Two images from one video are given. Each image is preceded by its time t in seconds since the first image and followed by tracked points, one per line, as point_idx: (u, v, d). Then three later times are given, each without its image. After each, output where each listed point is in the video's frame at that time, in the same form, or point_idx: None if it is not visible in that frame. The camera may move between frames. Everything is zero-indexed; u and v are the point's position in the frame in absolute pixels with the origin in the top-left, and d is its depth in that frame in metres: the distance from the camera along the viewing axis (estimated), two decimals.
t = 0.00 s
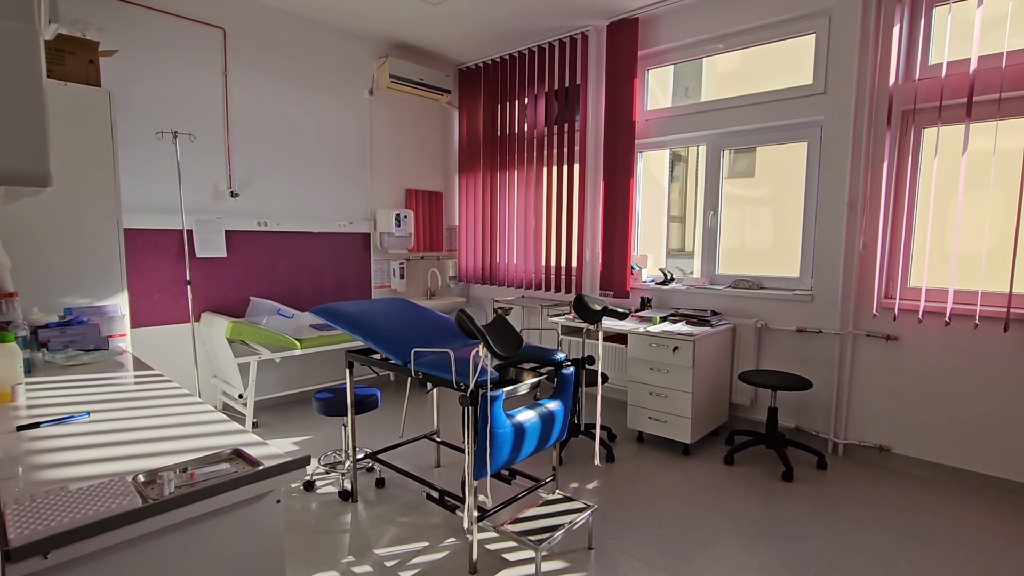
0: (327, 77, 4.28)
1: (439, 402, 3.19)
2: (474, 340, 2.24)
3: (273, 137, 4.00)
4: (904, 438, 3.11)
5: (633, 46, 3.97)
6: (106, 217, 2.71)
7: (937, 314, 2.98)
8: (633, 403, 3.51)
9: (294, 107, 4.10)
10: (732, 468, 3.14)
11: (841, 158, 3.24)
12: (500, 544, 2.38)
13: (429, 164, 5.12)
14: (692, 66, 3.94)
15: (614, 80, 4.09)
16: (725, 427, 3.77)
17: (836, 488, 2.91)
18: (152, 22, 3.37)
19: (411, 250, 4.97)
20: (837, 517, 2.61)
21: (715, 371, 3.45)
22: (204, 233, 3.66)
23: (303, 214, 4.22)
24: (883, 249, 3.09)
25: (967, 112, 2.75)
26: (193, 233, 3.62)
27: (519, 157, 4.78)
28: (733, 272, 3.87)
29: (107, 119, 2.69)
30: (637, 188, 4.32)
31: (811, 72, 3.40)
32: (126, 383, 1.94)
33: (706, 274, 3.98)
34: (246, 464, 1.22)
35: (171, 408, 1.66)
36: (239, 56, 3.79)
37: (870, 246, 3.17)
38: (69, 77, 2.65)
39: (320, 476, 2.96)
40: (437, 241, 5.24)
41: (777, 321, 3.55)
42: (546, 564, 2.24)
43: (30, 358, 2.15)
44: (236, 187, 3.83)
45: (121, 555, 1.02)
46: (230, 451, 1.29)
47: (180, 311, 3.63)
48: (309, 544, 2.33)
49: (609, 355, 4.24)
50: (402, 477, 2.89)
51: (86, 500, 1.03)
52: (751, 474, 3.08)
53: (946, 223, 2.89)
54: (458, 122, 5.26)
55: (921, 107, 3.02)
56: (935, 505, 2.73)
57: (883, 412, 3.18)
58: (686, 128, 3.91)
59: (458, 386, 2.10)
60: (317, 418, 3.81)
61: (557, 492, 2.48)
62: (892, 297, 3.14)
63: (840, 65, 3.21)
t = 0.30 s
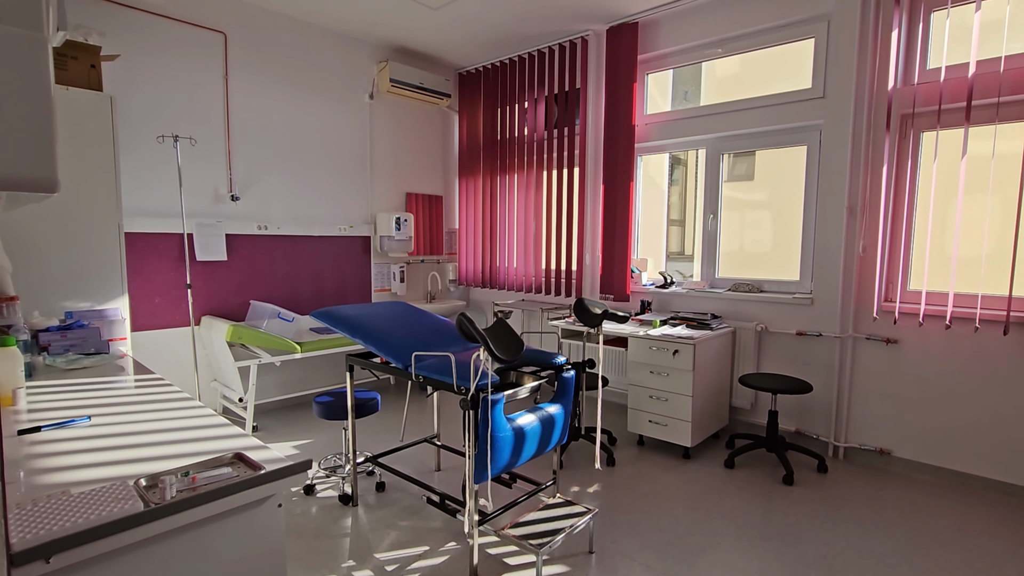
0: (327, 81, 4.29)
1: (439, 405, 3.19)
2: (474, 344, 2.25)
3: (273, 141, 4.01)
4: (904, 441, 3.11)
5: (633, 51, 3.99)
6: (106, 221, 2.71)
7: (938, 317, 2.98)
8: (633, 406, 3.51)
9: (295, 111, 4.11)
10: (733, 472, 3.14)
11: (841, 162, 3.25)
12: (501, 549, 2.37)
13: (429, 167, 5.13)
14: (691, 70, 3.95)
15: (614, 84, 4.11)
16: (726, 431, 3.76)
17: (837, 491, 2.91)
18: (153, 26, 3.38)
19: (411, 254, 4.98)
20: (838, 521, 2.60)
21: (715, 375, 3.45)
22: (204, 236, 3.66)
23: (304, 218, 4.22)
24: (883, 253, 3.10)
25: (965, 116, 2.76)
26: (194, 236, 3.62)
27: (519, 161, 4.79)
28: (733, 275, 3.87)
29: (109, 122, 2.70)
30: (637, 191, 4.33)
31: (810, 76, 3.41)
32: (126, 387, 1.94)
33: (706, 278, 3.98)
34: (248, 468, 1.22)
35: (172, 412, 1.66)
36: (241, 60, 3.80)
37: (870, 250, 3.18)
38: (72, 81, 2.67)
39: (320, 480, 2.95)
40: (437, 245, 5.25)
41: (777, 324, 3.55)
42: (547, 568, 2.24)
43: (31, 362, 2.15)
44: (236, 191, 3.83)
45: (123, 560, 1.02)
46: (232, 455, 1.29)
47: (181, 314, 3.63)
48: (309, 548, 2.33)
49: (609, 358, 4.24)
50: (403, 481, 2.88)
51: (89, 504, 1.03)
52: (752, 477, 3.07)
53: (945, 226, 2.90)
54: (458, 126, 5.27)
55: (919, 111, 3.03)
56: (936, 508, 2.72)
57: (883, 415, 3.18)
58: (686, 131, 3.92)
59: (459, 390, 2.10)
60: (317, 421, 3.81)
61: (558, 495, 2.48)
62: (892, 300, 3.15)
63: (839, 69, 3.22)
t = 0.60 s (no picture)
0: (327, 85, 4.30)
1: (439, 409, 3.18)
2: (474, 347, 2.24)
3: (273, 145, 4.01)
4: (904, 444, 3.11)
5: (632, 55, 4.00)
6: (105, 224, 2.71)
7: (937, 320, 2.99)
8: (632, 410, 3.51)
9: (295, 115, 4.11)
10: (733, 476, 3.14)
11: (840, 165, 3.26)
12: (500, 553, 2.37)
13: (429, 171, 5.14)
14: (690, 74, 3.96)
15: (613, 88, 4.12)
16: (726, 435, 3.76)
17: (837, 495, 2.90)
18: (153, 30, 3.39)
19: (411, 257, 4.98)
20: (838, 525, 2.60)
21: (715, 378, 3.45)
22: (204, 240, 3.67)
23: (304, 221, 4.23)
24: (882, 256, 3.10)
25: (963, 120, 2.77)
26: (194, 239, 3.63)
27: (519, 165, 4.80)
28: (732, 279, 3.88)
29: (109, 126, 2.71)
30: (636, 195, 4.34)
31: (808, 80, 3.42)
32: (125, 391, 1.94)
33: (706, 281, 3.99)
34: (247, 472, 1.22)
35: (171, 415, 1.66)
36: (241, 63, 3.81)
37: (869, 253, 3.18)
38: (73, 85, 2.68)
39: (319, 484, 2.95)
40: (436, 248, 5.25)
41: (776, 328, 3.56)
42: (547, 572, 2.23)
43: (30, 365, 2.15)
44: (236, 194, 3.83)
45: (121, 564, 1.01)
46: (232, 459, 1.28)
47: (180, 317, 3.63)
48: (308, 552, 2.32)
49: (609, 362, 4.23)
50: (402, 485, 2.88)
51: (88, 508, 1.03)
52: (751, 481, 3.07)
53: (944, 230, 2.90)
54: (458, 129, 5.28)
55: (918, 115, 3.04)
56: (936, 512, 2.72)
57: (883, 419, 3.17)
58: (685, 135, 3.93)
59: (459, 394, 2.10)
60: (316, 425, 3.80)
61: (557, 499, 2.47)
62: (892, 303, 3.15)
63: (837, 73, 3.23)
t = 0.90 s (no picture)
0: (327, 88, 4.31)
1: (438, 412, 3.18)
2: (474, 350, 2.24)
3: (273, 148, 4.02)
4: (903, 447, 3.11)
5: (630, 59, 4.02)
6: (104, 227, 2.71)
7: (935, 323, 3.00)
8: (632, 413, 3.51)
9: (294, 118, 4.12)
10: (732, 479, 3.13)
11: (838, 168, 3.27)
12: (500, 556, 2.36)
13: (428, 174, 5.15)
14: (689, 78, 3.98)
15: (612, 92, 4.13)
16: (725, 438, 3.76)
17: (835, 498, 2.90)
18: (153, 34, 3.39)
19: (410, 260, 4.98)
20: (837, 528, 2.60)
21: (714, 381, 3.45)
22: (203, 243, 3.67)
23: (303, 224, 4.23)
24: (880, 259, 3.11)
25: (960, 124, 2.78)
26: (193, 243, 3.63)
27: (518, 168, 4.82)
28: (731, 282, 3.88)
29: (109, 129, 2.71)
30: (635, 199, 4.34)
31: (806, 84, 3.44)
32: (123, 394, 1.93)
33: (705, 284, 3.99)
34: (247, 475, 1.22)
35: (170, 418, 1.66)
36: (241, 67, 3.82)
37: (867, 256, 3.19)
38: (74, 88, 2.69)
39: (318, 487, 2.94)
40: (436, 251, 5.25)
41: (775, 330, 3.56)
42: None
43: (28, 368, 2.14)
44: (235, 198, 3.84)
45: (122, 567, 1.01)
46: (231, 462, 1.28)
47: (179, 321, 3.62)
48: (307, 555, 2.32)
49: (608, 365, 4.23)
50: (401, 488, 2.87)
51: (87, 511, 1.03)
52: (750, 484, 3.07)
53: (941, 233, 2.91)
54: (457, 133, 5.30)
55: (915, 119, 3.05)
56: (935, 514, 2.72)
57: (882, 421, 3.18)
58: (684, 138, 3.94)
59: (458, 397, 2.10)
60: (315, 428, 3.79)
61: (556, 502, 2.47)
62: (891, 306, 3.16)
63: (835, 77, 3.24)
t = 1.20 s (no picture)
0: (325, 90, 4.32)
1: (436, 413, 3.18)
2: (472, 350, 2.25)
3: (272, 149, 4.03)
4: (901, 448, 3.12)
5: (628, 61, 4.04)
6: (103, 227, 2.71)
7: (932, 324, 3.01)
8: (630, 414, 3.51)
9: (293, 119, 4.13)
10: (730, 479, 3.14)
11: (835, 169, 3.28)
12: (498, 556, 2.36)
13: (426, 175, 5.15)
14: (686, 80, 3.99)
15: (610, 94, 4.15)
16: (723, 438, 3.76)
17: (833, 498, 2.91)
18: (151, 35, 3.40)
19: (408, 262, 4.98)
20: (835, 528, 2.60)
21: (712, 382, 3.46)
22: (201, 244, 3.67)
23: (301, 225, 4.23)
24: (877, 260, 3.12)
25: (956, 126, 2.80)
26: (191, 244, 3.63)
27: (516, 169, 4.82)
28: (729, 283, 3.89)
29: (108, 130, 2.71)
30: (633, 200, 4.35)
31: (803, 86, 3.46)
32: (121, 394, 1.93)
33: (702, 285, 4.00)
34: (245, 473, 1.22)
35: (167, 418, 1.66)
36: (240, 68, 3.83)
37: (864, 257, 3.21)
38: (72, 89, 2.69)
39: (316, 488, 2.94)
40: (434, 252, 5.26)
41: (772, 331, 3.57)
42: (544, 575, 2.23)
43: (25, 368, 2.14)
44: (234, 199, 3.84)
45: (120, 564, 1.01)
46: (229, 460, 1.28)
47: (177, 322, 3.62)
48: (305, 556, 2.31)
49: (606, 366, 4.24)
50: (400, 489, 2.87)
51: (85, 508, 1.03)
52: (748, 484, 3.07)
53: (938, 235, 2.92)
54: (456, 134, 5.30)
55: (911, 120, 3.06)
56: (932, 515, 2.73)
57: (879, 422, 3.18)
58: (681, 140, 3.95)
59: (456, 397, 2.10)
60: (313, 429, 3.79)
61: (554, 502, 2.47)
62: (887, 307, 3.17)
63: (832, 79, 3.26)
